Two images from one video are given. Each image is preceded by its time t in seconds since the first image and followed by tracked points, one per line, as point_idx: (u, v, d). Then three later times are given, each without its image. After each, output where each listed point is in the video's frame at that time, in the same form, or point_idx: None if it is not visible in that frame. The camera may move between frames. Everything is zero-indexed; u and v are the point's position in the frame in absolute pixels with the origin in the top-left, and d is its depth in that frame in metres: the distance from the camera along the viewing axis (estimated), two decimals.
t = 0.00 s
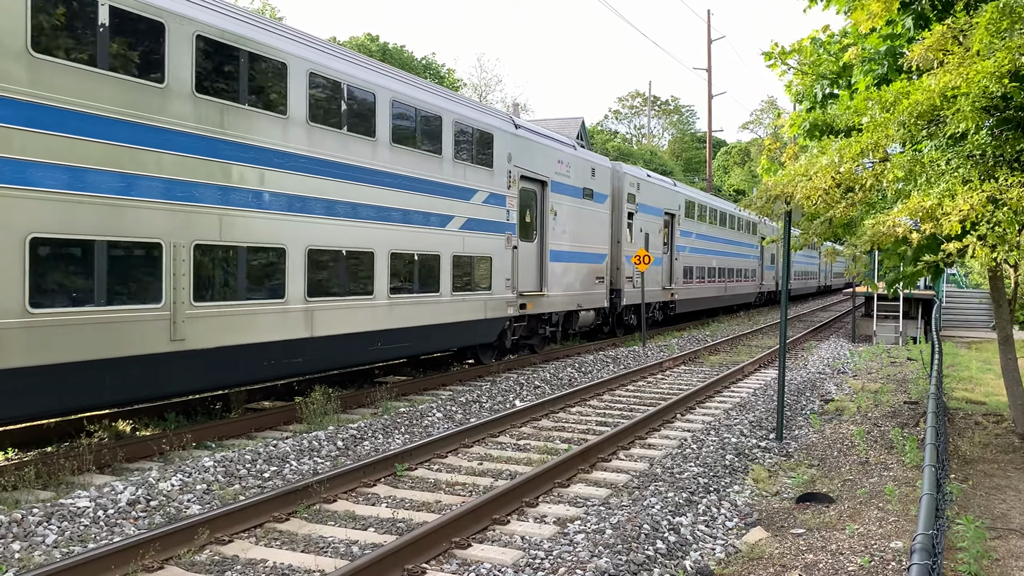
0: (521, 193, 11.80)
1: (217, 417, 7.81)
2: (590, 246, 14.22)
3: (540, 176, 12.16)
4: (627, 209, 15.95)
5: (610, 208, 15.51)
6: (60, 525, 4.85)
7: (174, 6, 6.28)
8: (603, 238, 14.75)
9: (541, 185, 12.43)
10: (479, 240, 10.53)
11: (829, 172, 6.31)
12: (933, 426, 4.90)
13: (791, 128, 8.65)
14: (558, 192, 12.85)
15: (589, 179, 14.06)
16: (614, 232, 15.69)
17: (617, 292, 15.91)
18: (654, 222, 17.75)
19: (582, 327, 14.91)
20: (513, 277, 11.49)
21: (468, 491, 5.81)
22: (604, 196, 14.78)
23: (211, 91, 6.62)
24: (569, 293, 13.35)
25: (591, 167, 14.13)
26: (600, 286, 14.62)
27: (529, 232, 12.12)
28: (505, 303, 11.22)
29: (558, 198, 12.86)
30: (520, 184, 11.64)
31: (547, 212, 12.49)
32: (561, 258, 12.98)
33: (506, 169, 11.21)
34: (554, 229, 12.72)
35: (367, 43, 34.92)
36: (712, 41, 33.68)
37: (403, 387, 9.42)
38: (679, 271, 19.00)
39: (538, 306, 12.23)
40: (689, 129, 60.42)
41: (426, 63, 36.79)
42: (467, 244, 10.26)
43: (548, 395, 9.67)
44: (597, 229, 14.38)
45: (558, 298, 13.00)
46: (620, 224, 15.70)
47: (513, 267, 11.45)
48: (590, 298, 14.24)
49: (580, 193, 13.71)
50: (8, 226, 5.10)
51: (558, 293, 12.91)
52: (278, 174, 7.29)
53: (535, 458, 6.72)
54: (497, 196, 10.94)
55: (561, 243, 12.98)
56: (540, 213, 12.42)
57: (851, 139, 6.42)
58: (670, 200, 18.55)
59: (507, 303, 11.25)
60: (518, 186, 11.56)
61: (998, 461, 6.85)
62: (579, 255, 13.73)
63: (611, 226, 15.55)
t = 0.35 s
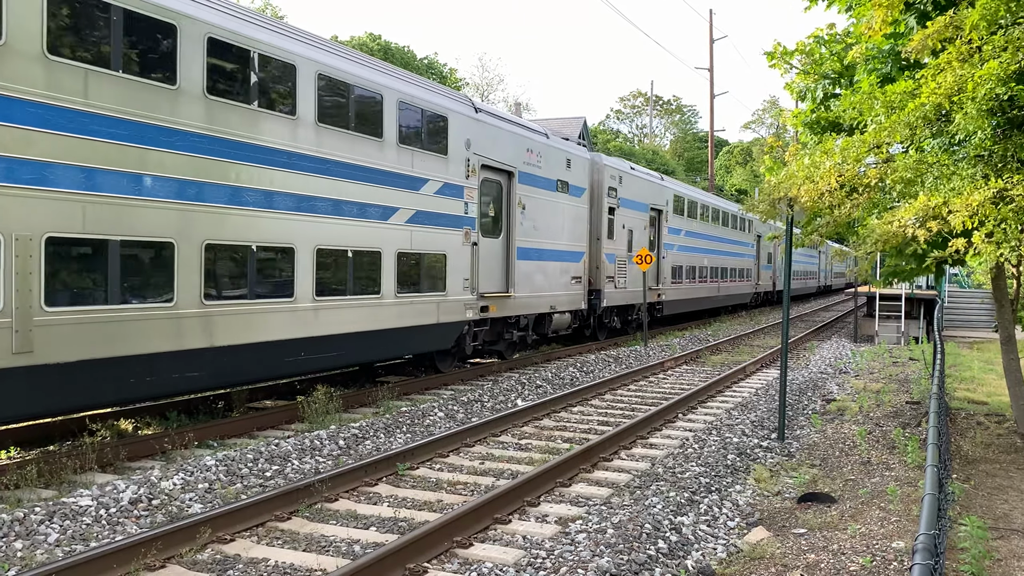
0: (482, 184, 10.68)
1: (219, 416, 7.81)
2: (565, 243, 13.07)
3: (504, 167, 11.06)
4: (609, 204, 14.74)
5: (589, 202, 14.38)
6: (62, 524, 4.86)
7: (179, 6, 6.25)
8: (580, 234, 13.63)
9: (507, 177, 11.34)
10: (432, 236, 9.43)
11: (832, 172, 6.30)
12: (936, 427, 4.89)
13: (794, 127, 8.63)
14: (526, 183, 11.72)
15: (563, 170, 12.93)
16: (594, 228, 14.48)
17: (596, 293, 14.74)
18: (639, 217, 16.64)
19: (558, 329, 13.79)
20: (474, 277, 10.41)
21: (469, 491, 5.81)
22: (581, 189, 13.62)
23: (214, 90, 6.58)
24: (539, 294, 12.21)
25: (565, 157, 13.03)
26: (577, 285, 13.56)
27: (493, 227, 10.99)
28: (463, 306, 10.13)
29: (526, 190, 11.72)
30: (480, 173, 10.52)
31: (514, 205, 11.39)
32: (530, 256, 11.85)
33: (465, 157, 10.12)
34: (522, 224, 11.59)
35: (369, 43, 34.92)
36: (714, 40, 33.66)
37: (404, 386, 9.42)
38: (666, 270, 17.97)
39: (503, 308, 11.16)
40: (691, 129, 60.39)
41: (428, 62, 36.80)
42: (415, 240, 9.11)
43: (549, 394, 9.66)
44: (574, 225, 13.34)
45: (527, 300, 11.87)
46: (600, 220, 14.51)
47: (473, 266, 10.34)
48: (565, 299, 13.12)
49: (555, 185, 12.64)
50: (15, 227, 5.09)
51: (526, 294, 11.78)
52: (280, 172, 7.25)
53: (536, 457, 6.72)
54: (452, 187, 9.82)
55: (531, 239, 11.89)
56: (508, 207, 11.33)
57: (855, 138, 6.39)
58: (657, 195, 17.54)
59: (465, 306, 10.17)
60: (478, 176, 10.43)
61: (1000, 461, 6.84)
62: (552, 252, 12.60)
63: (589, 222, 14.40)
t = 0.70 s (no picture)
0: (434, 173, 9.52)
1: (222, 416, 7.82)
2: (534, 240, 11.95)
3: (460, 155, 9.89)
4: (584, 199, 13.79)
5: (562, 197, 13.29)
6: (65, 524, 4.86)
7: (183, 7, 6.21)
8: (552, 232, 12.51)
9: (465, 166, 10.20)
10: (369, 231, 8.28)
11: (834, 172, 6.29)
12: (939, 426, 4.90)
13: (797, 128, 8.63)
14: (486, 174, 10.53)
15: (532, 162, 11.78)
16: (569, 226, 13.52)
17: (573, 294, 13.69)
18: (620, 214, 15.57)
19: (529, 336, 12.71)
20: (423, 278, 9.25)
21: (472, 491, 5.81)
22: (552, 182, 12.41)
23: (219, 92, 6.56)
24: (504, 297, 11.05)
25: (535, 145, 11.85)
26: (550, 287, 12.48)
27: (447, 222, 9.82)
28: (410, 311, 8.97)
29: (487, 181, 10.52)
30: (430, 161, 9.35)
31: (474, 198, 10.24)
32: (492, 255, 10.73)
33: (411, 143, 8.98)
34: (483, 220, 10.48)
35: (372, 43, 34.95)
36: (716, 41, 33.68)
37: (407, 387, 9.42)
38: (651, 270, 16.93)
39: (459, 313, 10.03)
40: (693, 129, 60.38)
41: (430, 62, 36.83)
42: (353, 236, 8.05)
43: (552, 395, 9.66)
44: (545, 219, 12.22)
45: (488, 303, 10.72)
46: (575, 216, 13.53)
47: (422, 265, 9.20)
48: (535, 302, 12.01)
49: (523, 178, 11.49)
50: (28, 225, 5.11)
51: (486, 297, 10.62)
52: (287, 173, 7.23)
53: (539, 458, 6.72)
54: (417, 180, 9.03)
55: (493, 236, 10.76)
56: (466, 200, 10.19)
57: (859, 138, 6.37)
58: (640, 190, 16.53)
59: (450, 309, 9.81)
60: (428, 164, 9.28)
61: (1003, 462, 6.84)
62: (520, 250, 11.47)
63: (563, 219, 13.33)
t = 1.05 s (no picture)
0: (370, 161, 8.24)
1: (227, 419, 7.83)
2: (497, 237, 10.66)
3: (404, 141, 8.61)
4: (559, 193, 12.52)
5: (532, 191, 12.01)
6: (71, 526, 4.88)
7: (180, 7, 6.06)
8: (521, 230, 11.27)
9: (413, 154, 8.93)
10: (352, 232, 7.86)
11: (838, 171, 6.30)
12: (944, 428, 4.90)
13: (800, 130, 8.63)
14: (439, 164, 9.28)
15: (494, 150, 10.48)
16: (542, 222, 12.32)
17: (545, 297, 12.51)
18: (602, 210, 14.31)
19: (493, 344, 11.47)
20: (356, 281, 7.95)
21: (476, 493, 5.82)
22: (520, 173, 11.14)
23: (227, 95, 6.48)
24: (460, 301, 9.78)
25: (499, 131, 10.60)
26: (517, 291, 11.24)
27: (388, 216, 8.52)
28: (340, 319, 7.70)
29: (437, 171, 9.25)
30: (365, 147, 8.08)
31: (423, 189, 8.99)
32: (447, 255, 9.48)
33: (340, 124, 7.70)
34: (433, 214, 9.22)
35: (375, 45, 35.01)
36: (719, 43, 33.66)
37: (411, 389, 9.41)
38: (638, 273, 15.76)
39: (406, 320, 8.76)
40: (697, 131, 60.34)
41: (434, 65, 36.87)
42: (272, 233, 6.87)
43: (556, 397, 9.66)
44: (509, 214, 10.94)
45: (442, 309, 9.46)
46: (547, 212, 12.28)
47: (355, 266, 7.90)
48: (499, 308, 10.74)
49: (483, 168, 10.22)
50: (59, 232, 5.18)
51: (439, 301, 9.35)
52: (302, 177, 7.21)
53: (543, 460, 6.72)
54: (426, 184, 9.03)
55: (448, 233, 9.51)
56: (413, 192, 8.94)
57: (862, 138, 6.37)
58: (626, 186, 15.36)
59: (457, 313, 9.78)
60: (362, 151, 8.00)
61: (1009, 464, 6.82)
62: (479, 249, 10.18)
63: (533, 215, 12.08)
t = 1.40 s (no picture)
0: (282, 145, 6.96)
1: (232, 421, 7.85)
2: (450, 235, 9.43)
3: (325, 122, 7.34)
4: (525, 185, 11.43)
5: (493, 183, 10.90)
6: (76, 529, 4.90)
7: (189, 12, 5.99)
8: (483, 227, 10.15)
9: (340, 138, 7.66)
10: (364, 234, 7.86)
11: (842, 171, 6.29)
12: (949, 428, 4.89)
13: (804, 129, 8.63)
14: (375, 149, 8.02)
15: (447, 138, 9.29)
16: (506, 219, 11.24)
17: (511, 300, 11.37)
18: (578, 206, 13.28)
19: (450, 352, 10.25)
20: (262, 285, 6.63)
21: (481, 495, 5.82)
22: (476, 164, 9.93)
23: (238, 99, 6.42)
24: (403, 307, 8.53)
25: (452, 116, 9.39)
26: (474, 293, 10.00)
27: (307, 210, 7.23)
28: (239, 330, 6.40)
29: (372, 158, 7.98)
30: (274, 128, 6.80)
31: (353, 178, 7.71)
32: (386, 254, 8.21)
33: (242, 101, 6.43)
34: (366, 206, 7.89)
35: (378, 48, 35.08)
36: (723, 44, 33.67)
37: (415, 391, 9.42)
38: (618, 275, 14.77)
39: (331, 330, 7.47)
40: (700, 132, 60.33)
41: (438, 68, 36.93)
42: (153, 231, 5.65)
43: (560, 399, 9.66)
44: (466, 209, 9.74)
45: (380, 316, 8.21)
46: (512, 207, 11.19)
47: (258, 267, 6.57)
48: (450, 313, 9.50)
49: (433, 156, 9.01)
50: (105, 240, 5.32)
51: (374, 307, 8.07)
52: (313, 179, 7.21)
53: (547, 462, 6.72)
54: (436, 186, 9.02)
55: (387, 230, 8.23)
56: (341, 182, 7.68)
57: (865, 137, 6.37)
58: (605, 180, 14.30)
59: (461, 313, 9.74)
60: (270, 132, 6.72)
61: (1014, 465, 6.80)
62: (427, 248, 8.93)
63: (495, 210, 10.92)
